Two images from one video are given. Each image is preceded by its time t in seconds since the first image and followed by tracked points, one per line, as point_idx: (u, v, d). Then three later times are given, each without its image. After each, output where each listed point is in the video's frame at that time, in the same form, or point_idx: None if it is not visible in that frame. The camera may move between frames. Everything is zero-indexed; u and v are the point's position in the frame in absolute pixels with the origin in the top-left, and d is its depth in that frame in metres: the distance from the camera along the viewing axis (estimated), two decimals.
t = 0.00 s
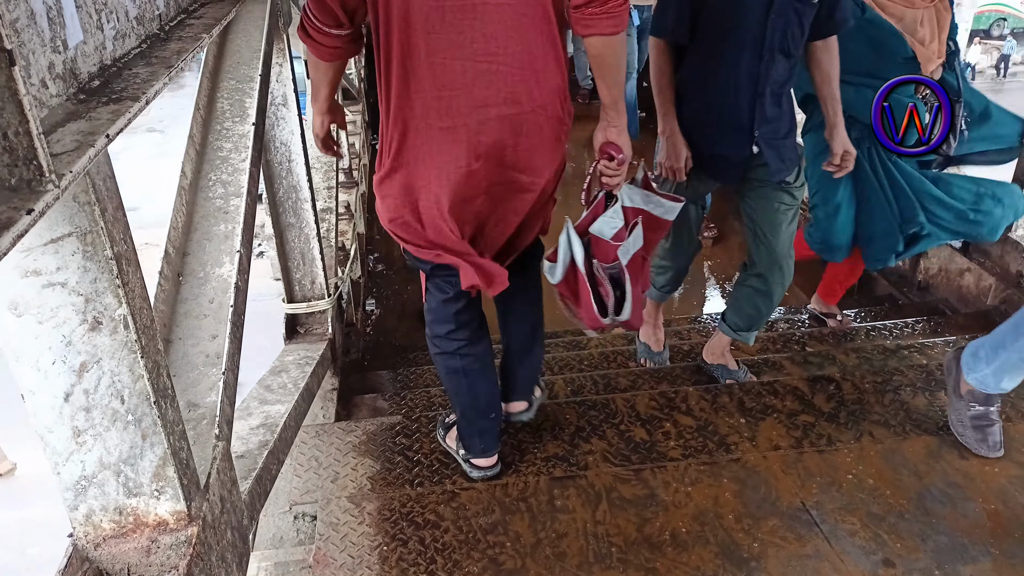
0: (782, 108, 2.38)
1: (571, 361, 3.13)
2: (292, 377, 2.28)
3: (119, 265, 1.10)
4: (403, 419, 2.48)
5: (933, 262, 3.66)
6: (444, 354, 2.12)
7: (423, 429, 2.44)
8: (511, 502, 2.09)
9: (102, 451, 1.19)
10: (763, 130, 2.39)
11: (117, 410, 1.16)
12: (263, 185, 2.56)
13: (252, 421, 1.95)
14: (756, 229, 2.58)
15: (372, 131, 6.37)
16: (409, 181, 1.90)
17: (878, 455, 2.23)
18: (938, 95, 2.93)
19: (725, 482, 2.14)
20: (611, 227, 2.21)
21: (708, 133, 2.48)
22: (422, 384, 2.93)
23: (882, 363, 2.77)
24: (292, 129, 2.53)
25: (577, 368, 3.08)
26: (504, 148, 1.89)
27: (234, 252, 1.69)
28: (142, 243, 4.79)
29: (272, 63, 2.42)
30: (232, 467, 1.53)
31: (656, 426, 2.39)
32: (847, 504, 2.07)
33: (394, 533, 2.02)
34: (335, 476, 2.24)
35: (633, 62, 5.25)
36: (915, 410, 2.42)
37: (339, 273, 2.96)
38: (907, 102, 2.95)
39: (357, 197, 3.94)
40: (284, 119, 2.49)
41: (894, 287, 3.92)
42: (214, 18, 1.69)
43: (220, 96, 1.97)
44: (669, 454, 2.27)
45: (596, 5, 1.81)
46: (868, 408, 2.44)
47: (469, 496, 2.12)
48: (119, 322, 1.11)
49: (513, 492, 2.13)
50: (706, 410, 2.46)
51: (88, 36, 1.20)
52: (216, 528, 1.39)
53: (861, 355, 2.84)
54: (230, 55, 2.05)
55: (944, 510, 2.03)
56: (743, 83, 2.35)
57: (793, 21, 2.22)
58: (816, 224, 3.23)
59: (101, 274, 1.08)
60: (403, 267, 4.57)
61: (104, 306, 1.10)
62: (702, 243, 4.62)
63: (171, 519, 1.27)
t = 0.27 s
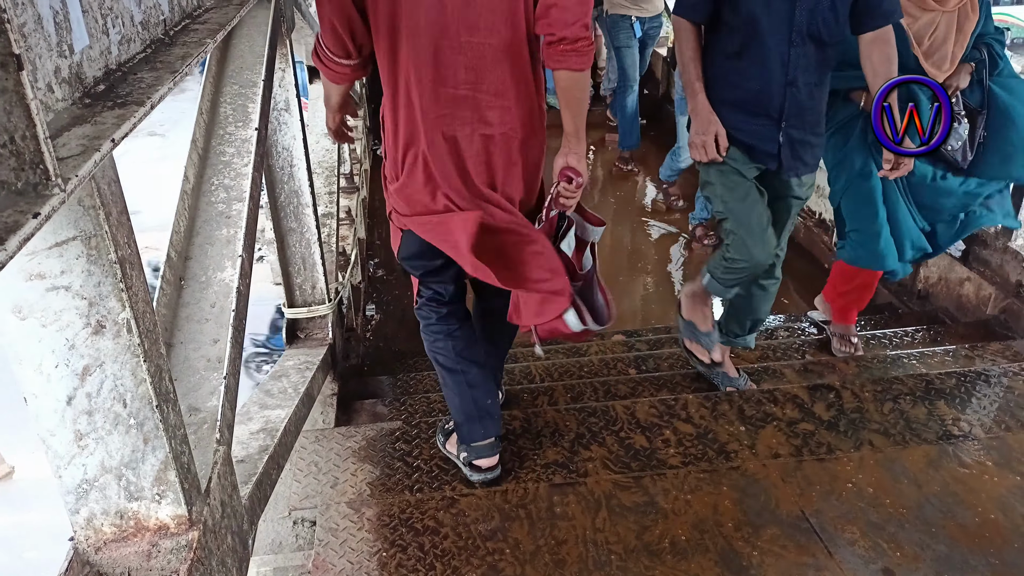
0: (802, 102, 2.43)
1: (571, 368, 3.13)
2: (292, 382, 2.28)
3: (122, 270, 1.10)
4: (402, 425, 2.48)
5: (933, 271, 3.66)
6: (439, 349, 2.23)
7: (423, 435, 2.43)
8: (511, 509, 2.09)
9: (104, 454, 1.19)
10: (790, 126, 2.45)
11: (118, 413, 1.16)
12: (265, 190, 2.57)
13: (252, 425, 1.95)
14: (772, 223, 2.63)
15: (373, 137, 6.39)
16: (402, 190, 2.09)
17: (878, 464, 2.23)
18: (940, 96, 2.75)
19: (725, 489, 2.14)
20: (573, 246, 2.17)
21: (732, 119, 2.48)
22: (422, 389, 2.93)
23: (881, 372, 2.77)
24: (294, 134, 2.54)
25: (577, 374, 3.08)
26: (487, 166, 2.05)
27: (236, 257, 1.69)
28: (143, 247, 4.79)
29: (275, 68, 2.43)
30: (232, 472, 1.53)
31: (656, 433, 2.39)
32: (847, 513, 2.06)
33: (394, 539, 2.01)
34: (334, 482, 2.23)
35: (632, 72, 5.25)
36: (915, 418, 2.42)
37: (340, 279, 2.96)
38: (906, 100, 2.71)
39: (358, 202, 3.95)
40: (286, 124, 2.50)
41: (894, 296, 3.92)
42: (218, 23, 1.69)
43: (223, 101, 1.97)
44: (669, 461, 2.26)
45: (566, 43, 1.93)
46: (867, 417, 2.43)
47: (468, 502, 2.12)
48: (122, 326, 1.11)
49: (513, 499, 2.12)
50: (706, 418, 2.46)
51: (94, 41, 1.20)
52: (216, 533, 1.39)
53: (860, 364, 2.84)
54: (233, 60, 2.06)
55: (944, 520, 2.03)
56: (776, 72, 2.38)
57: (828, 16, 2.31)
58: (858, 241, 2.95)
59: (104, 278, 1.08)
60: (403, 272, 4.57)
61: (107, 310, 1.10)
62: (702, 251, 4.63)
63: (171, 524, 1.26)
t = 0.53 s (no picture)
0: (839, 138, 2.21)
1: (571, 380, 3.13)
2: (292, 393, 2.28)
3: (127, 283, 1.11)
4: (402, 437, 2.48)
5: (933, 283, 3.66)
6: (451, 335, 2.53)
7: (423, 446, 2.43)
8: (511, 521, 2.09)
9: (105, 467, 1.19)
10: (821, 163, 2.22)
11: (121, 426, 1.16)
12: (267, 201, 2.58)
13: (252, 437, 1.95)
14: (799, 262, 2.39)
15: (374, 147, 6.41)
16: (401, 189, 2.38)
17: (879, 477, 2.22)
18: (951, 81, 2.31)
19: (725, 502, 2.14)
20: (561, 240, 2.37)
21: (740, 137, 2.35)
22: (423, 401, 2.93)
23: (882, 385, 2.77)
24: (296, 146, 2.55)
25: (577, 386, 3.08)
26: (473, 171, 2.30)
27: (238, 268, 1.70)
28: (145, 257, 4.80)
29: (278, 81, 2.44)
30: (233, 484, 1.53)
31: (657, 446, 2.39)
32: (848, 526, 2.06)
33: (394, 552, 2.01)
34: (334, 494, 2.23)
35: (633, 91, 5.35)
36: (916, 431, 2.42)
37: (341, 290, 2.96)
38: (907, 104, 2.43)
39: (359, 213, 3.96)
40: (289, 136, 2.51)
41: (894, 308, 3.92)
42: (223, 37, 1.71)
43: (227, 113, 1.99)
44: (670, 474, 2.26)
45: (545, 69, 2.26)
46: (868, 430, 2.43)
47: (468, 515, 2.11)
48: (126, 339, 1.11)
49: (513, 511, 2.12)
50: (707, 431, 2.46)
51: (101, 55, 1.21)
52: (217, 545, 1.38)
53: (860, 377, 2.84)
54: (237, 73, 2.07)
55: (945, 534, 2.03)
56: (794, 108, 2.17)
57: (860, 45, 2.13)
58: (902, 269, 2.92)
59: (109, 291, 1.09)
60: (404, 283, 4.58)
61: (111, 323, 1.10)
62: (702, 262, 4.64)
63: (172, 537, 1.26)
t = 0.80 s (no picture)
0: (877, 139, 2.13)
1: (567, 381, 3.13)
2: (287, 396, 2.27)
3: (118, 287, 1.10)
4: (398, 439, 2.47)
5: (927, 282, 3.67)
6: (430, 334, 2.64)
7: (419, 448, 2.43)
8: (508, 523, 2.09)
9: (98, 473, 1.18)
10: (863, 159, 2.13)
11: (114, 432, 1.15)
12: (261, 204, 2.57)
13: (246, 440, 1.94)
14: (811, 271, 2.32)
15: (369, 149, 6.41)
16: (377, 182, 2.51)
17: (875, 475, 2.23)
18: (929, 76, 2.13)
19: (722, 502, 2.14)
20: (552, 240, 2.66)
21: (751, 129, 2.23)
22: (419, 403, 2.92)
23: (877, 384, 2.77)
24: (289, 148, 2.55)
25: (573, 386, 3.07)
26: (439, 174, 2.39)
27: (231, 271, 1.69)
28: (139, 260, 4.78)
29: (271, 83, 2.43)
30: (228, 488, 1.52)
31: (653, 446, 2.39)
32: (844, 525, 2.07)
33: (390, 554, 2.00)
34: (330, 497, 2.22)
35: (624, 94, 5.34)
36: (911, 430, 2.42)
37: (335, 292, 2.95)
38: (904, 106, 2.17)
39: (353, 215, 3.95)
40: (282, 138, 2.51)
41: (888, 306, 3.92)
42: (214, 39, 1.70)
43: (219, 116, 1.98)
44: (666, 474, 2.26)
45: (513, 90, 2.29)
46: (864, 429, 2.43)
47: (465, 517, 2.11)
48: (118, 344, 1.11)
49: (510, 513, 2.12)
50: (704, 431, 2.46)
51: (91, 59, 1.21)
52: (212, 550, 1.38)
53: (855, 376, 2.84)
54: (229, 75, 2.06)
55: (941, 532, 2.03)
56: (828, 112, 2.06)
57: (906, 27, 1.99)
58: (947, 274, 2.73)
59: (100, 296, 1.08)
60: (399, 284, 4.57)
61: (103, 328, 1.09)
62: (697, 261, 4.64)
63: (167, 542, 1.25)
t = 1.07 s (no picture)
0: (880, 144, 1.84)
1: (565, 387, 3.12)
2: (286, 403, 2.25)
3: (122, 294, 1.09)
4: (397, 445, 2.46)
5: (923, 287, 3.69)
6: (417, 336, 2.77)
7: (418, 455, 2.42)
8: (509, 530, 2.08)
9: (101, 482, 1.17)
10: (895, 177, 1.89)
11: (116, 440, 1.14)
12: (259, 210, 2.56)
13: (246, 448, 1.93)
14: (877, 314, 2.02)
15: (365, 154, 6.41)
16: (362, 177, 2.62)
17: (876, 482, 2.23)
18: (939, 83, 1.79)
19: (723, 509, 2.14)
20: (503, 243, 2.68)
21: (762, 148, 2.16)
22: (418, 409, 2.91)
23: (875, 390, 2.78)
24: (288, 154, 2.54)
25: (572, 393, 3.07)
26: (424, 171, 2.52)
27: (232, 278, 1.68)
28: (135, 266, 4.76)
29: (270, 89, 2.43)
30: (229, 496, 1.51)
31: (653, 453, 2.38)
32: (845, 532, 2.06)
33: (390, 562, 1.99)
34: (329, 505, 2.21)
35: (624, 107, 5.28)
36: (911, 436, 2.43)
37: (333, 298, 2.94)
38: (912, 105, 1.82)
39: (351, 220, 3.94)
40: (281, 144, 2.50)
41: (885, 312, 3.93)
42: (215, 45, 1.69)
43: (218, 122, 1.97)
44: (666, 480, 2.26)
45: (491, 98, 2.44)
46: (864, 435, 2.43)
47: (465, 524, 2.10)
48: (121, 352, 1.10)
49: (510, 520, 2.11)
50: (705, 437, 2.45)
51: (93, 65, 1.20)
52: (214, 559, 1.36)
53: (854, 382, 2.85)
54: (229, 81, 2.06)
55: (943, 538, 2.03)
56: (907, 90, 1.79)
57: None
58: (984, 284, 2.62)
59: (104, 303, 1.07)
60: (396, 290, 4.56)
61: (107, 335, 1.08)
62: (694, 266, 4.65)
63: (169, 552, 1.24)
